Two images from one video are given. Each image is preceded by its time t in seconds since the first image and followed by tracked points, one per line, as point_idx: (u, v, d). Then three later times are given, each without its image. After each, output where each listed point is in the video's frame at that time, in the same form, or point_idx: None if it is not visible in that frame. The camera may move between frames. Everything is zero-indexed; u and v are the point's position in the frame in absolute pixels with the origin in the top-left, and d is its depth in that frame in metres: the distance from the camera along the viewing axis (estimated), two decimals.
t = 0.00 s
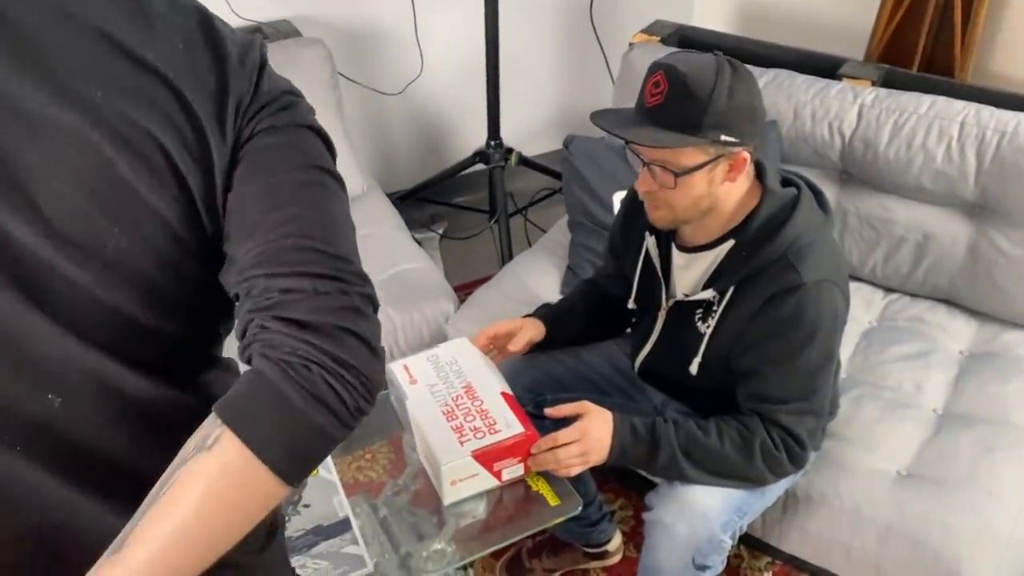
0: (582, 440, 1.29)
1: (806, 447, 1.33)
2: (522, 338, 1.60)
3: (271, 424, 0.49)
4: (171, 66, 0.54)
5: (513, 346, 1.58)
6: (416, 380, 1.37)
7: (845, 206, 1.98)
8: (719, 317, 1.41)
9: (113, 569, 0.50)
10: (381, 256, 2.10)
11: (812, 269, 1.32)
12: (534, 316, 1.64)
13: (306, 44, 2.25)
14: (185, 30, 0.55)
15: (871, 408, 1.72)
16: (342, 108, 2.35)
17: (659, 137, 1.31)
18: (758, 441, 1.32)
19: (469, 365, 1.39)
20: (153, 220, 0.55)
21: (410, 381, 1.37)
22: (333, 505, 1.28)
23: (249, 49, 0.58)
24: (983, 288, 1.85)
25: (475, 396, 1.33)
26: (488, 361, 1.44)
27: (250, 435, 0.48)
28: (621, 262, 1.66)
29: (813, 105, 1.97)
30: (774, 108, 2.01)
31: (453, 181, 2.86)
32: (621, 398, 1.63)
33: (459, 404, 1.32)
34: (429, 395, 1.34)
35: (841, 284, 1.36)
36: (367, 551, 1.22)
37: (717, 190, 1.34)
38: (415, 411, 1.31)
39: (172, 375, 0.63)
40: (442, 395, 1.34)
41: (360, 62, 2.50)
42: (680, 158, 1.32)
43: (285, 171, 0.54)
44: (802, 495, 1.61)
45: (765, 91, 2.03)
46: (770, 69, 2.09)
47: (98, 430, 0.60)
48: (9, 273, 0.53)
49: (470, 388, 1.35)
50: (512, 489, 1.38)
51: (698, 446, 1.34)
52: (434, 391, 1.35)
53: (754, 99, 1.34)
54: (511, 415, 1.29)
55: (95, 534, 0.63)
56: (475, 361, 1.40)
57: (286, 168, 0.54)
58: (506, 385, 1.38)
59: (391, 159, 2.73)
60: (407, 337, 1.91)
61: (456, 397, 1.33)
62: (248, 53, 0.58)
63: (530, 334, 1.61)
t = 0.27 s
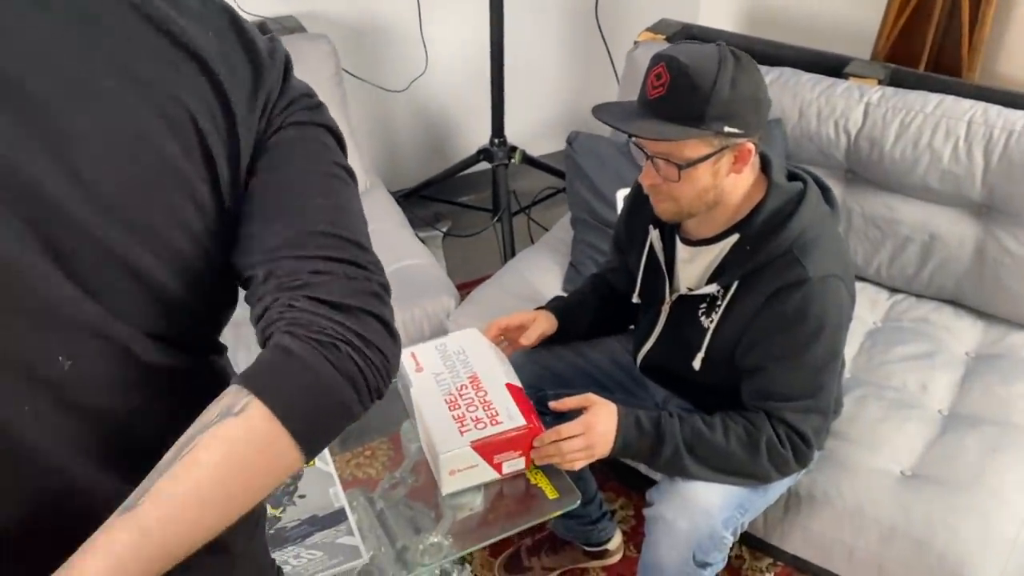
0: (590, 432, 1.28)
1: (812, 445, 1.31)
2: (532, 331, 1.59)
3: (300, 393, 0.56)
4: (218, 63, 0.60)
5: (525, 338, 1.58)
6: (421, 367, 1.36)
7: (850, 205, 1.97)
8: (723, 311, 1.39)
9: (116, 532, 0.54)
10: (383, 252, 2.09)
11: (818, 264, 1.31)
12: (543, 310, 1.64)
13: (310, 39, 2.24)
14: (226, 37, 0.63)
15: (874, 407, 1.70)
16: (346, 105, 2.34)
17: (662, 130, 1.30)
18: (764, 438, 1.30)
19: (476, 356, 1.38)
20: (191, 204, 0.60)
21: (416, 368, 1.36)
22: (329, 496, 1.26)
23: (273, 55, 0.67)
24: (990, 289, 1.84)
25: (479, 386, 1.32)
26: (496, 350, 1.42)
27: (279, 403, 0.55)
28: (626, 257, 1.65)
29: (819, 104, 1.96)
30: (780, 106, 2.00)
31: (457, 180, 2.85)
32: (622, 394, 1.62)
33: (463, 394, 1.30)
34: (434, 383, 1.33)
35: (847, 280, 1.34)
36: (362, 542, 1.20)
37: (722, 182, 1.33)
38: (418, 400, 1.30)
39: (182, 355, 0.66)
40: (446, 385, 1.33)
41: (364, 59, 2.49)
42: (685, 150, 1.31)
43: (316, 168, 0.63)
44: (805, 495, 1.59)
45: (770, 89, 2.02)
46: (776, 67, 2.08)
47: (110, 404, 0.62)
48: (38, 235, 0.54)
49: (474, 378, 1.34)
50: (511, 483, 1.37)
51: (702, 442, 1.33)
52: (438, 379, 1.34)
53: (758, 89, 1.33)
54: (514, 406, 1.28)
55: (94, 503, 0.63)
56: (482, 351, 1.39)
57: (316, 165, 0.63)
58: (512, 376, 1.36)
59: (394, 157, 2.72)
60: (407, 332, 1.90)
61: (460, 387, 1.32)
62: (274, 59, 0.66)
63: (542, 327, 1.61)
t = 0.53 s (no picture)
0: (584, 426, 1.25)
1: (810, 441, 1.30)
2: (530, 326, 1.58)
3: (302, 374, 0.57)
4: (226, 58, 0.63)
5: (523, 333, 1.57)
6: (414, 359, 1.34)
7: (850, 205, 1.95)
8: (720, 305, 1.37)
9: (101, 504, 0.53)
10: (379, 250, 2.07)
11: (817, 256, 1.29)
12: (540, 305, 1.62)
13: (307, 37, 2.23)
14: (232, 35, 0.65)
15: (873, 408, 1.68)
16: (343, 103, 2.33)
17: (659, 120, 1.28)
18: (762, 434, 1.28)
19: (470, 350, 1.35)
20: (187, 190, 0.62)
21: (409, 360, 1.34)
22: (316, 489, 1.24)
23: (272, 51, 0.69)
24: (989, 291, 1.82)
25: (471, 380, 1.29)
26: (492, 345, 1.40)
27: (279, 383, 0.57)
28: (624, 254, 1.64)
29: (818, 103, 1.95)
30: (779, 106, 1.98)
31: (454, 182, 2.84)
32: (618, 392, 1.60)
33: (455, 388, 1.28)
34: (425, 376, 1.31)
35: (846, 273, 1.32)
36: (349, 535, 1.18)
37: (721, 172, 1.31)
38: (410, 392, 1.28)
39: (175, 341, 0.67)
40: (438, 377, 1.31)
41: (362, 58, 2.48)
42: (683, 141, 1.30)
43: (314, 163, 0.66)
44: (802, 495, 1.56)
45: (769, 90, 2.00)
46: (775, 67, 2.07)
47: (103, 386, 0.63)
48: (43, 221, 0.55)
49: (467, 371, 1.31)
50: (503, 478, 1.35)
51: (697, 438, 1.30)
52: (430, 372, 1.32)
53: (753, 76, 1.32)
54: (505, 401, 1.25)
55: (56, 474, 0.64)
56: (477, 345, 1.37)
57: (315, 160, 0.66)
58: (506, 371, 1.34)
59: (392, 158, 2.71)
60: (401, 329, 1.88)
61: (452, 380, 1.30)
62: (273, 54, 0.68)
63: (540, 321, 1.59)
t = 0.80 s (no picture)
0: (541, 425, 1.21)
1: (794, 426, 1.26)
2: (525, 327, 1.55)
3: (297, 340, 0.56)
4: (191, 16, 0.57)
5: (518, 333, 1.55)
6: (392, 346, 1.30)
7: (847, 200, 1.93)
8: (714, 289, 1.35)
9: (121, 503, 0.52)
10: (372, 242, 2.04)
11: (812, 237, 1.27)
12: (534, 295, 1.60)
13: (303, 27, 2.21)
14: None
15: (869, 403, 1.65)
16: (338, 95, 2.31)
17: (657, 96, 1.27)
18: (744, 419, 1.24)
19: (449, 342, 1.29)
20: (156, 166, 0.58)
21: (386, 347, 1.30)
22: (299, 473, 1.21)
23: None
24: (988, 287, 1.80)
25: (440, 373, 1.23)
26: (478, 342, 1.33)
27: (283, 359, 0.55)
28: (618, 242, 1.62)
29: (816, 96, 1.93)
30: (776, 99, 1.96)
31: (450, 178, 2.82)
32: (609, 382, 1.57)
33: (420, 378, 1.23)
34: (397, 365, 1.26)
35: (842, 256, 1.30)
36: (331, 520, 1.16)
37: (720, 150, 1.30)
38: (379, 384, 1.24)
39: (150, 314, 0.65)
40: (409, 366, 1.26)
41: (358, 50, 2.46)
42: (682, 118, 1.28)
43: (286, 117, 0.62)
44: (796, 490, 1.54)
45: (766, 83, 1.99)
46: (773, 61, 2.05)
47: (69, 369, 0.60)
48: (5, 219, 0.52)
49: (439, 364, 1.25)
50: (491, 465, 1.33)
51: (678, 427, 1.27)
52: (404, 361, 1.27)
53: (751, 53, 1.31)
54: (468, 402, 1.19)
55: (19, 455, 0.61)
56: (456, 336, 1.30)
57: (284, 112, 0.62)
58: (481, 367, 1.27)
59: (387, 153, 2.68)
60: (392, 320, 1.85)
61: (421, 371, 1.24)
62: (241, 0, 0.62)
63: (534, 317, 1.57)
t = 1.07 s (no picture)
0: (506, 423, 1.17)
1: (772, 418, 1.24)
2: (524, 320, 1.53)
3: (265, 359, 0.61)
4: None
5: (518, 326, 1.52)
6: (381, 329, 1.32)
7: (851, 196, 1.91)
8: (709, 280, 1.33)
9: (236, 505, 0.71)
10: (370, 232, 2.03)
11: (809, 230, 1.25)
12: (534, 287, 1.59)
13: (306, 15, 2.20)
14: None
15: (869, 400, 1.63)
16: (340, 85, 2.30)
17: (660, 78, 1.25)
18: (720, 409, 1.22)
19: (438, 329, 1.29)
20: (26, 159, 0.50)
21: (375, 329, 1.32)
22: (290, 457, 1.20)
23: None
24: (992, 285, 1.78)
25: (419, 359, 1.22)
26: (469, 334, 1.32)
27: (264, 378, 0.63)
28: (619, 233, 1.60)
29: (820, 91, 1.91)
30: (781, 94, 1.95)
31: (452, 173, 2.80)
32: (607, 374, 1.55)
33: (398, 363, 1.22)
34: (380, 348, 1.27)
35: (840, 251, 1.28)
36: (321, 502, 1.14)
37: (723, 137, 1.28)
38: (358, 363, 1.24)
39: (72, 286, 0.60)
40: (392, 350, 1.26)
41: (362, 41, 2.45)
42: (685, 102, 1.27)
43: (194, 74, 0.52)
44: (795, 486, 1.52)
45: (771, 78, 1.97)
46: (778, 56, 2.04)
47: None
48: None
49: (421, 350, 1.24)
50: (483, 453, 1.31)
51: (652, 420, 1.25)
52: (388, 346, 1.28)
53: (757, 39, 1.30)
54: (437, 389, 1.16)
55: None
56: (447, 324, 1.29)
57: (194, 56, 0.52)
58: (462, 356, 1.25)
59: (389, 146, 2.67)
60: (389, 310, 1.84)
61: (401, 356, 1.24)
62: None
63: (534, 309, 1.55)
